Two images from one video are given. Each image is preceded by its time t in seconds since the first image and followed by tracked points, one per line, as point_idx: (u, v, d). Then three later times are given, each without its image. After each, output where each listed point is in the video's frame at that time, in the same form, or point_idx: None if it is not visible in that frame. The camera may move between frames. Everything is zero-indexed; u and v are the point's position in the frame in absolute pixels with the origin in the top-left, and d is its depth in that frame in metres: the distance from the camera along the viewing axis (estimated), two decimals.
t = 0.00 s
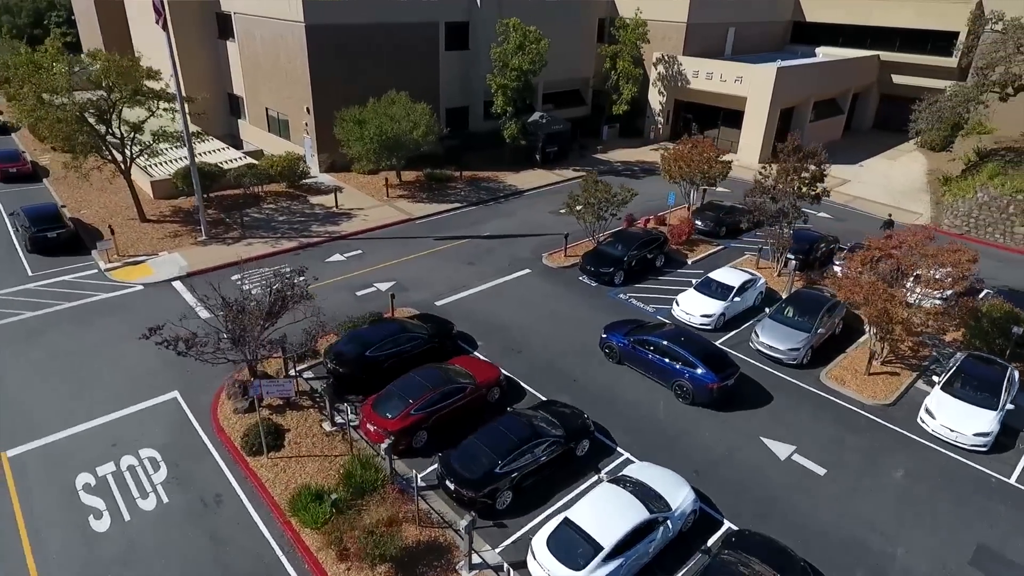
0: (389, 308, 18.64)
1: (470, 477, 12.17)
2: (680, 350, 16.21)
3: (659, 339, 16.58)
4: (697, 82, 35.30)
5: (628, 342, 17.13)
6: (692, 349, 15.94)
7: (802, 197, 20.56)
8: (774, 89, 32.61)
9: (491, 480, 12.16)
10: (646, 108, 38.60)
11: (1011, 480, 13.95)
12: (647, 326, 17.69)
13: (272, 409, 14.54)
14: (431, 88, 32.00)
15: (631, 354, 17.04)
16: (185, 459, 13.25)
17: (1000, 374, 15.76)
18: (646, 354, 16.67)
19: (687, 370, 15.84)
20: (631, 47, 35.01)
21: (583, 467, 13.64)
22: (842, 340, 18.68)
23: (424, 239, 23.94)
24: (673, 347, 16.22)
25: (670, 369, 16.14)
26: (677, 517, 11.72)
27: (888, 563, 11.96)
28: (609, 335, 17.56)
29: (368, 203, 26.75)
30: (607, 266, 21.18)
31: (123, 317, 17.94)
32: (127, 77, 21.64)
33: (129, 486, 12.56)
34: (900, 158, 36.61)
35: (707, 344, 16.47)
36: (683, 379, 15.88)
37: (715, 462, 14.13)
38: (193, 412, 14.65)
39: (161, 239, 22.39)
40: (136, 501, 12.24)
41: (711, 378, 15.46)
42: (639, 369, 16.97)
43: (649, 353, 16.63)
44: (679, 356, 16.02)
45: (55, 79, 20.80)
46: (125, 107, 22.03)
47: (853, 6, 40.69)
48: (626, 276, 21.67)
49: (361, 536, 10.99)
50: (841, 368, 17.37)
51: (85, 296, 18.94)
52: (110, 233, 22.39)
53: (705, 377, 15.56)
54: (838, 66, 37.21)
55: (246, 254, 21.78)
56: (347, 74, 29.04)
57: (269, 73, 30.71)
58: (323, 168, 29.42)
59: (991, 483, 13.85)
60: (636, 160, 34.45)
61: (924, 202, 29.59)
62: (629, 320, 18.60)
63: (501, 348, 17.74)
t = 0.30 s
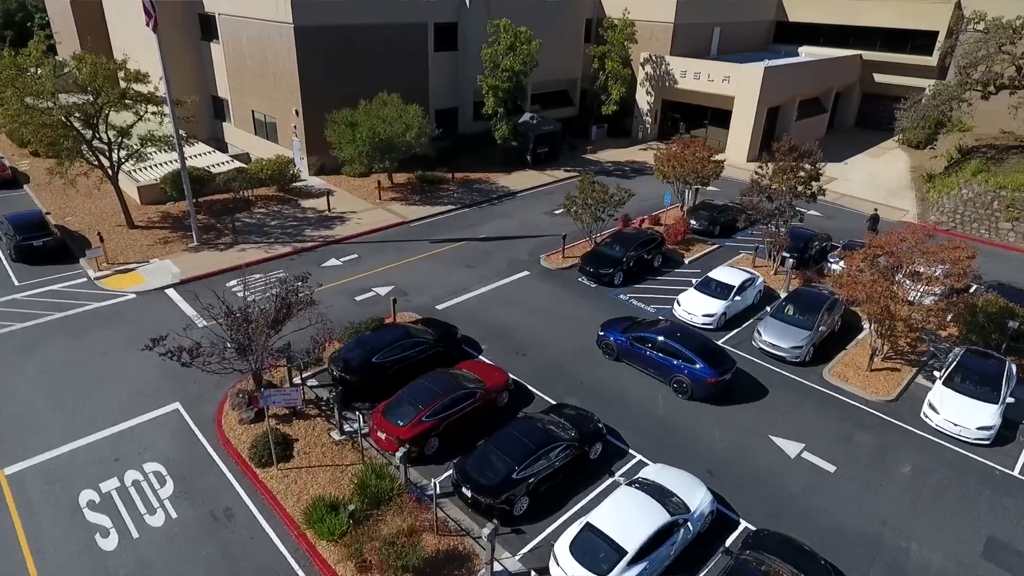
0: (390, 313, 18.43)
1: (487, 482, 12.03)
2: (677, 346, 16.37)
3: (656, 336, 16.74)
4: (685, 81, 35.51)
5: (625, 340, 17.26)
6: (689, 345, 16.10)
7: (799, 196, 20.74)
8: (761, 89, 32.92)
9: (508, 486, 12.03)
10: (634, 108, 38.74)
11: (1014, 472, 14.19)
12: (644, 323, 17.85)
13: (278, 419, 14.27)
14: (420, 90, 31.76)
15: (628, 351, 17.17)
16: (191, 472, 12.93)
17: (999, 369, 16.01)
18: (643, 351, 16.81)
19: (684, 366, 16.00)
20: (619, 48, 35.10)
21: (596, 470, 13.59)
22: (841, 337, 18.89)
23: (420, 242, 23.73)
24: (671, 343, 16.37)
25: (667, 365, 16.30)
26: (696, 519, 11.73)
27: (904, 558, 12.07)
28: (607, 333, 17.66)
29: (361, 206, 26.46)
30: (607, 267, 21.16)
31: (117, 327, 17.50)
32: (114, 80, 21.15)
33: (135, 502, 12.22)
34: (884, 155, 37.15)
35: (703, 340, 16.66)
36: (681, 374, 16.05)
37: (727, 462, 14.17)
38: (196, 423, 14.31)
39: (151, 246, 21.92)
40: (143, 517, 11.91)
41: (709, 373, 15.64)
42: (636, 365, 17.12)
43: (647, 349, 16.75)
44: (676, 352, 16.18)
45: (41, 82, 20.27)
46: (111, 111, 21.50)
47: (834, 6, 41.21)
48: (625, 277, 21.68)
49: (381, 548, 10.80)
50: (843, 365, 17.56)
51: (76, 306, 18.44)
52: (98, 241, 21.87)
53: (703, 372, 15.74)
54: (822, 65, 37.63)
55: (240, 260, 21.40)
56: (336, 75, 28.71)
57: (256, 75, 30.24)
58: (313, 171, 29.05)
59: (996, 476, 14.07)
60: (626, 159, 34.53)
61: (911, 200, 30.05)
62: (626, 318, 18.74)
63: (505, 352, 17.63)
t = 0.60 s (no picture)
0: (386, 319, 18.13)
1: (506, 489, 11.87)
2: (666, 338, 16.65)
3: (645, 330, 16.99)
4: (660, 81, 35.87)
5: (616, 335, 17.47)
6: (679, 338, 16.39)
7: (786, 192, 21.10)
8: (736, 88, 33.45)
9: (527, 492, 11.88)
10: (610, 107, 38.98)
11: (1008, 457, 14.64)
12: (632, 317, 18.08)
13: (282, 432, 13.87)
14: (398, 91, 31.38)
15: (619, 346, 17.38)
16: (195, 491, 12.46)
17: (986, 358, 16.49)
18: (634, 345, 17.04)
19: (675, 358, 16.30)
20: (595, 48, 35.26)
21: (610, 472, 13.56)
22: (832, 331, 19.27)
23: (407, 246, 23.41)
24: (661, 337, 16.63)
25: (658, 358, 16.58)
26: (716, 517, 11.80)
27: (914, 547, 12.34)
28: (596, 328, 17.84)
29: (344, 211, 25.99)
30: (599, 267, 21.19)
31: (102, 342, 16.81)
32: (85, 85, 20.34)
33: (138, 525, 11.71)
34: (852, 151, 38.13)
35: (691, 332, 16.99)
36: (671, 367, 16.34)
37: (735, 458, 14.29)
38: (195, 440, 13.81)
39: (129, 256, 21.17)
40: (149, 541, 11.42)
41: (699, 365, 15.98)
42: (626, 359, 17.37)
43: (636, 343, 17.01)
44: (666, 344, 16.46)
45: (9, 88, 19.42)
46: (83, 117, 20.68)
47: (800, 6, 42.17)
48: (617, 276, 21.73)
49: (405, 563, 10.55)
50: (837, 358, 17.90)
51: (55, 322, 17.65)
52: (72, 252, 21.03)
53: (693, 364, 16.07)
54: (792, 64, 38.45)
55: (224, 269, 20.79)
56: (313, 78, 28.16)
57: (229, 78, 29.46)
58: (292, 176, 28.44)
59: (991, 461, 14.50)
60: (605, 159, 34.69)
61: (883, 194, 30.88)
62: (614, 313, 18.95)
63: (505, 355, 17.50)
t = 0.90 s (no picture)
0: (384, 326, 17.82)
1: (525, 495, 11.72)
2: (654, 332, 16.90)
3: (634, 324, 17.21)
4: (636, 80, 36.13)
5: (605, 330, 17.66)
6: (669, 332, 16.65)
7: (773, 189, 21.44)
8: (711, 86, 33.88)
9: (546, 497, 11.75)
10: (585, 107, 39.13)
11: (1002, 442, 15.12)
12: (619, 312, 18.29)
13: (287, 445, 13.49)
14: (376, 93, 30.93)
15: (608, 341, 17.57)
16: (203, 510, 12.02)
17: (975, 348, 16.92)
18: (623, 340, 17.27)
19: (664, 351, 16.57)
20: (571, 48, 35.34)
21: (624, 474, 13.54)
22: (824, 325, 19.64)
23: (396, 250, 23.07)
24: (650, 331, 16.87)
25: (648, 352, 16.83)
26: (735, 513, 11.91)
27: (924, 534, 12.64)
28: (585, 325, 17.99)
29: (327, 215, 25.48)
30: (591, 267, 21.20)
31: (87, 359, 16.13)
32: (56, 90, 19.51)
33: (146, 549, 11.23)
34: (822, 146, 39.01)
35: (679, 325, 17.27)
36: (661, 359, 16.61)
37: (743, 454, 14.44)
38: (197, 457, 13.33)
39: (107, 268, 20.39)
40: (159, 565, 10.96)
41: (689, 357, 16.29)
42: (615, 354, 17.59)
43: (626, 338, 17.21)
44: (656, 338, 16.72)
45: None
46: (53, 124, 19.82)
47: (768, 6, 42.97)
48: (609, 276, 21.77)
49: None
50: (831, 351, 18.27)
51: (34, 339, 16.87)
52: (46, 265, 20.16)
53: (683, 356, 16.36)
54: (762, 62, 39.16)
55: (209, 278, 20.17)
56: (290, 81, 27.61)
57: (201, 81, 28.64)
58: (270, 181, 27.79)
59: (986, 447, 14.96)
60: (584, 158, 34.83)
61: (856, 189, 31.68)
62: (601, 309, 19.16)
63: (506, 358, 17.37)
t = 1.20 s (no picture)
0: (385, 330, 17.60)
1: (542, 498, 11.63)
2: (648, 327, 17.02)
3: (627, 321, 17.30)
4: (621, 80, 36.26)
5: (598, 327, 17.73)
6: (663, 327, 16.78)
7: (766, 187, 21.62)
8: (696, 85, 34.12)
9: (563, 500, 11.67)
10: (570, 106, 39.18)
11: (998, 432, 15.44)
12: (612, 309, 18.39)
13: (294, 455, 13.24)
14: (362, 94, 30.59)
15: (602, 338, 17.65)
16: (212, 524, 11.72)
17: (969, 341, 17.26)
18: (617, 336, 17.37)
19: (659, 346, 16.70)
20: (556, 48, 35.34)
21: (636, 474, 13.52)
22: (819, 320, 19.89)
23: (389, 253, 22.83)
24: (644, 326, 16.97)
25: (641, 347, 16.95)
26: (751, 509, 11.96)
27: (931, 524, 12.85)
28: (578, 322, 18.01)
29: (317, 219, 25.12)
30: (589, 267, 21.18)
31: (80, 371, 15.68)
32: (36, 94, 18.90)
33: (156, 566, 10.91)
34: (803, 144, 39.58)
35: (672, 321, 17.41)
36: (656, 354, 16.74)
37: (751, 450, 14.54)
38: (201, 469, 13.00)
39: (94, 276, 19.84)
40: None
41: (683, 351, 16.44)
42: (609, 350, 17.69)
43: (620, 335, 17.31)
44: (650, 333, 16.84)
45: None
46: (33, 129, 19.20)
47: (747, 5, 43.43)
48: (606, 276, 21.78)
49: None
50: (829, 346, 18.50)
51: (21, 351, 16.33)
52: (29, 275, 19.56)
53: (677, 351, 16.51)
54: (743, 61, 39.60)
55: (201, 285, 19.74)
56: (275, 83, 27.16)
57: (183, 83, 28.04)
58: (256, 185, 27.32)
59: (984, 437, 15.26)
60: (571, 158, 34.86)
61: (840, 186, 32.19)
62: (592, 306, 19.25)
63: (509, 360, 17.27)
